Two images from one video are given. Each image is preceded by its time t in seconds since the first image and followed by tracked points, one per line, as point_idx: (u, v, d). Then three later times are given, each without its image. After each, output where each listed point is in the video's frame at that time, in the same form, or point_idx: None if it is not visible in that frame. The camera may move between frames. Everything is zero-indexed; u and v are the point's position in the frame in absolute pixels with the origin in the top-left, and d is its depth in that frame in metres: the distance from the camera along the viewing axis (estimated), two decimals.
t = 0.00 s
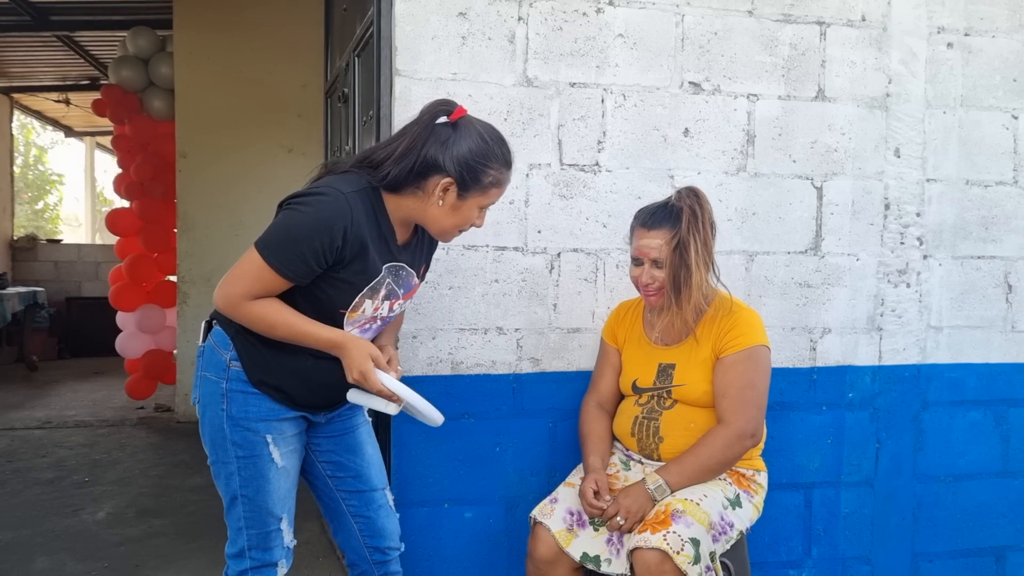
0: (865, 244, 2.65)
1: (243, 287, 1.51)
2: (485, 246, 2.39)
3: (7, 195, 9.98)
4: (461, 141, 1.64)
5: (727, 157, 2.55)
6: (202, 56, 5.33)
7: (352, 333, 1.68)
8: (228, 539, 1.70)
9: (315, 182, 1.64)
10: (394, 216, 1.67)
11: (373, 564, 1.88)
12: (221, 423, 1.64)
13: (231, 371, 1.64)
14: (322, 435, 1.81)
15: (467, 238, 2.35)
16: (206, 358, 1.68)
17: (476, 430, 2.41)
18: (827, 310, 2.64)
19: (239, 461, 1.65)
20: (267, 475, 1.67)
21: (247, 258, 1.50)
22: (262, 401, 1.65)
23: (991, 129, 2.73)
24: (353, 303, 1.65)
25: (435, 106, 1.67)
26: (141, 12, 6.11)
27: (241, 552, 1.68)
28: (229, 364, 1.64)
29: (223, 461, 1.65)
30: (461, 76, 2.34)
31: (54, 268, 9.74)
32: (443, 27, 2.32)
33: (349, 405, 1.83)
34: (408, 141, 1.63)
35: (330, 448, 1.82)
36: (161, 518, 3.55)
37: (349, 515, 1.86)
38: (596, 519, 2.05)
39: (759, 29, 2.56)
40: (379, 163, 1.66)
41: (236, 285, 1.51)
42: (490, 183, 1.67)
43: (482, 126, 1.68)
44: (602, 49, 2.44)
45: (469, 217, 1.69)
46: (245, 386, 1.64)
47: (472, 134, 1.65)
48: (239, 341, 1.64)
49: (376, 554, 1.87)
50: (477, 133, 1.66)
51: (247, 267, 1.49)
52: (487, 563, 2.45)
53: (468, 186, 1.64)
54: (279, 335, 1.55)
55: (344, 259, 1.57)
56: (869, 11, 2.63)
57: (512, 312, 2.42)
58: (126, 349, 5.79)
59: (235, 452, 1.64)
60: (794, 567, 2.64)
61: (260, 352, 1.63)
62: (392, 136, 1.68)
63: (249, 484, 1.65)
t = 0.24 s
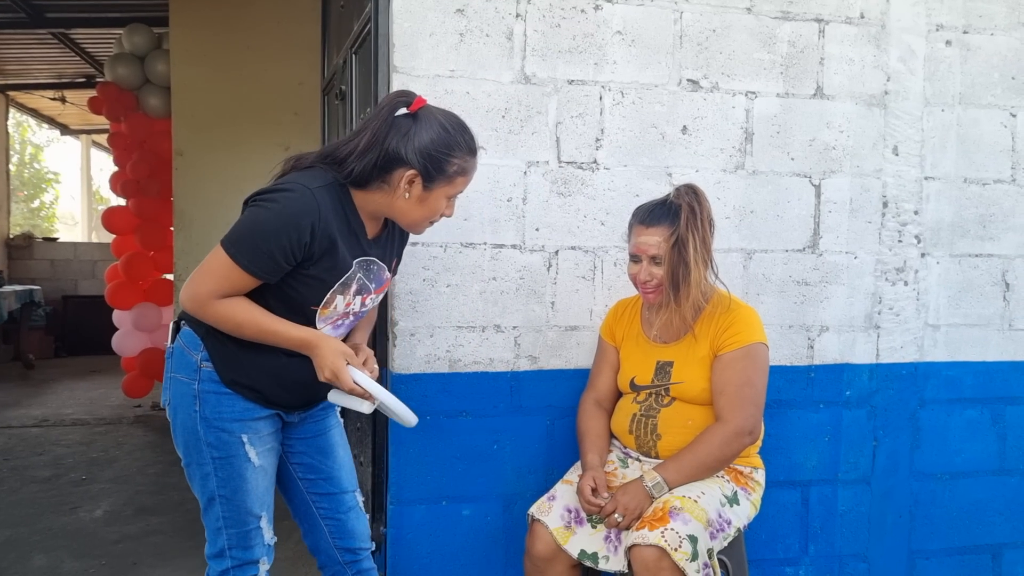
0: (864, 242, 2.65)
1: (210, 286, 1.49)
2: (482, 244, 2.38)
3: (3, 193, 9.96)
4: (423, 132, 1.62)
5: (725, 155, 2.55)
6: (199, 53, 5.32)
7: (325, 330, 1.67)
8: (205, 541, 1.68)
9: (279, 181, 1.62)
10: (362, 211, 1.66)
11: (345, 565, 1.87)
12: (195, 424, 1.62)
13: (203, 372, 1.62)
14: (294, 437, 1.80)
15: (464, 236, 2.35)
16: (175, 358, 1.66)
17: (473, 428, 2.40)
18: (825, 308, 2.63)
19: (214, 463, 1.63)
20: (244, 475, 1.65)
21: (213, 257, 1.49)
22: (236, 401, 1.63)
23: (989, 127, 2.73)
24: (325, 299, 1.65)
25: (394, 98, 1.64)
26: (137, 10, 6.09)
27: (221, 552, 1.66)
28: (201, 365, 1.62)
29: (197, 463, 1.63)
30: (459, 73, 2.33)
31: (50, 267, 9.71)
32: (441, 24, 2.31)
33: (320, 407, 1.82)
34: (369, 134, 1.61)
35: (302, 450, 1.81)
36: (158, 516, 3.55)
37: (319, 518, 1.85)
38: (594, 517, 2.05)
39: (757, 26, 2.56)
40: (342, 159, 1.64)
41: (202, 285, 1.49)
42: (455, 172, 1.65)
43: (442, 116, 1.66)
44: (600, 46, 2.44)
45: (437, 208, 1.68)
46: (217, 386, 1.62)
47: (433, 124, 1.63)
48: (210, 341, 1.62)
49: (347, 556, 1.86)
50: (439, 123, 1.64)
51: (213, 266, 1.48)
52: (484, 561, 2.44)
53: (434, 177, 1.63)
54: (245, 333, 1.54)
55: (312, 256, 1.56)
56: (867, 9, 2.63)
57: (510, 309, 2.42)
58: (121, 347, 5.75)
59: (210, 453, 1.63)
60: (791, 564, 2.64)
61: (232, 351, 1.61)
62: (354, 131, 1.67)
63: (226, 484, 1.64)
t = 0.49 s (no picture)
0: (861, 242, 2.65)
1: (191, 284, 1.48)
2: (479, 245, 2.37)
3: None
4: (398, 121, 1.60)
5: (723, 155, 2.54)
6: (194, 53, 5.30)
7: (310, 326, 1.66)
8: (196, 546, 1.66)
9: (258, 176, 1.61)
10: (342, 205, 1.64)
11: (337, 568, 1.85)
12: (182, 429, 1.60)
13: (189, 376, 1.61)
14: (284, 440, 1.79)
15: (461, 237, 2.34)
16: (160, 364, 1.64)
17: (470, 430, 2.39)
18: (822, 309, 2.63)
19: (203, 467, 1.62)
20: (233, 479, 1.64)
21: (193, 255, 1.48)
22: (223, 404, 1.62)
23: (986, 127, 2.73)
24: (309, 295, 1.63)
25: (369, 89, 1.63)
26: (132, 10, 6.07)
27: (212, 557, 1.65)
28: (187, 369, 1.61)
29: (186, 468, 1.62)
30: (455, 73, 2.32)
31: (45, 268, 9.68)
32: (437, 24, 2.30)
33: (310, 410, 1.80)
34: (345, 126, 1.60)
35: (292, 453, 1.80)
36: (153, 519, 3.53)
37: (311, 522, 1.83)
38: (592, 519, 2.04)
39: (754, 26, 2.55)
40: (319, 152, 1.63)
41: (184, 282, 1.48)
42: (433, 161, 1.64)
43: (418, 105, 1.65)
44: (597, 46, 2.43)
45: (417, 199, 1.66)
46: (204, 390, 1.61)
47: (408, 113, 1.61)
48: (195, 344, 1.61)
49: (340, 558, 1.85)
50: (414, 112, 1.62)
51: (194, 262, 1.48)
52: (482, 563, 2.43)
53: (412, 167, 1.61)
54: (226, 331, 1.52)
55: (293, 250, 1.55)
56: (864, 8, 2.62)
57: (506, 310, 2.41)
58: (117, 349, 5.70)
59: (199, 457, 1.61)
60: (789, 566, 2.64)
61: (217, 354, 1.60)
62: (330, 123, 1.66)
63: (215, 488, 1.62)
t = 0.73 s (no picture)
0: (863, 243, 2.64)
1: (184, 282, 1.48)
2: (480, 246, 2.36)
3: None
4: (380, 101, 1.60)
5: (724, 156, 2.53)
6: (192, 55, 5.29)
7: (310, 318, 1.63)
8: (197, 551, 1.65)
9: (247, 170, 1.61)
10: (333, 192, 1.63)
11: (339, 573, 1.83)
12: (183, 433, 1.59)
13: (190, 379, 1.59)
14: (287, 443, 1.77)
15: (461, 238, 2.32)
16: (162, 368, 1.63)
17: (470, 433, 2.38)
18: (825, 310, 2.62)
19: (205, 472, 1.60)
20: (235, 484, 1.62)
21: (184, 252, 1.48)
22: (225, 407, 1.61)
23: (988, 127, 2.72)
24: (306, 286, 1.61)
25: (348, 74, 1.63)
26: (129, 11, 6.05)
27: (212, 563, 1.63)
28: (188, 372, 1.60)
29: (187, 473, 1.60)
30: (455, 74, 2.31)
31: (43, 269, 9.66)
32: (437, 25, 2.29)
33: (313, 412, 1.79)
34: (327, 111, 1.60)
35: (294, 457, 1.78)
36: (152, 522, 3.51)
37: (313, 526, 1.81)
38: (594, 523, 2.03)
39: (755, 26, 2.54)
40: (304, 140, 1.62)
41: (178, 278, 1.48)
42: (420, 138, 1.63)
43: (399, 84, 1.64)
44: (597, 47, 2.42)
45: (406, 178, 1.65)
46: (205, 393, 1.60)
47: (390, 93, 1.61)
48: (196, 347, 1.60)
49: (342, 563, 1.83)
50: (396, 92, 1.62)
51: (184, 259, 1.47)
52: (482, 566, 2.42)
53: (398, 145, 1.60)
54: (225, 327, 1.51)
55: (284, 239, 1.53)
56: (866, 9, 2.61)
57: (507, 312, 2.39)
58: (115, 352, 5.69)
59: (200, 462, 1.60)
60: (792, 568, 2.62)
61: (218, 356, 1.59)
62: (312, 110, 1.65)
63: (217, 493, 1.61)
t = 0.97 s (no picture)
0: (865, 242, 2.63)
1: (195, 279, 1.48)
2: (481, 245, 2.34)
3: None
4: (335, 52, 1.61)
5: (726, 155, 2.52)
6: (190, 55, 5.28)
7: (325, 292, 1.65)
8: (214, 554, 1.63)
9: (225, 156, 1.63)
10: (312, 156, 1.66)
11: None
12: (206, 436, 1.58)
13: (213, 381, 1.58)
14: (305, 442, 1.75)
15: (463, 237, 2.31)
16: (181, 371, 1.61)
17: (473, 433, 2.36)
18: (827, 309, 2.61)
19: (227, 474, 1.59)
20: (257, 487, 1.61)
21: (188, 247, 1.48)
22: (249, 408, 1.60)
23: (989, 126, 2.72)
24: (314, 261, 1.62)
25: (296, 34, 1.64)
26: (125, 10, 6.02)
27: (229, 566, 1.62)
28: (210, 374, 1.58)
29: (209, 475, 1.59)
30: (457, 72, 2.29)
31: (37, 270, 9.61)
32: (439, 23, 2.27)
33: (331, 410, 1.78)
34: (284, 73, 1.62)
35: (312, 455, 1.76)
36: (149, 524, 3.49)
37: (329, 528, 1.80)
38: (599, 523, 2.02)
39: (757, 25, 2.53)
40: (269, 109, 1.65)
41: (185, 278, 1.48)
42: (381, 81, 1.64)
43: (346, 34, 1.66)
44: (600, 45, 2.41)
45: (379, 126, 1.67)
46: (229, 395, 1.59)
47: (342, 42, 1.63)
48: (218, 349, 1.59)
49: (354, 566, 1.82)
50: (349, 41, 1.63)
51: (192, 258, 1.47)
52: (484, 567, 2.41)
53: (362, 91, 1.62)
54: (247, 315, 1.51)
55: (280, 213, 1.53)
56: (867, 8, 2.61)
57: (509, 311, 2.38)
58: (110, 352, 5.67)
59: (223, 465, 1.59)
60: (794, 569, 2.62)
61: (241, 355, 1.59)
62: (268, 79, 1.67)
63: (238, 497, 1.60)
